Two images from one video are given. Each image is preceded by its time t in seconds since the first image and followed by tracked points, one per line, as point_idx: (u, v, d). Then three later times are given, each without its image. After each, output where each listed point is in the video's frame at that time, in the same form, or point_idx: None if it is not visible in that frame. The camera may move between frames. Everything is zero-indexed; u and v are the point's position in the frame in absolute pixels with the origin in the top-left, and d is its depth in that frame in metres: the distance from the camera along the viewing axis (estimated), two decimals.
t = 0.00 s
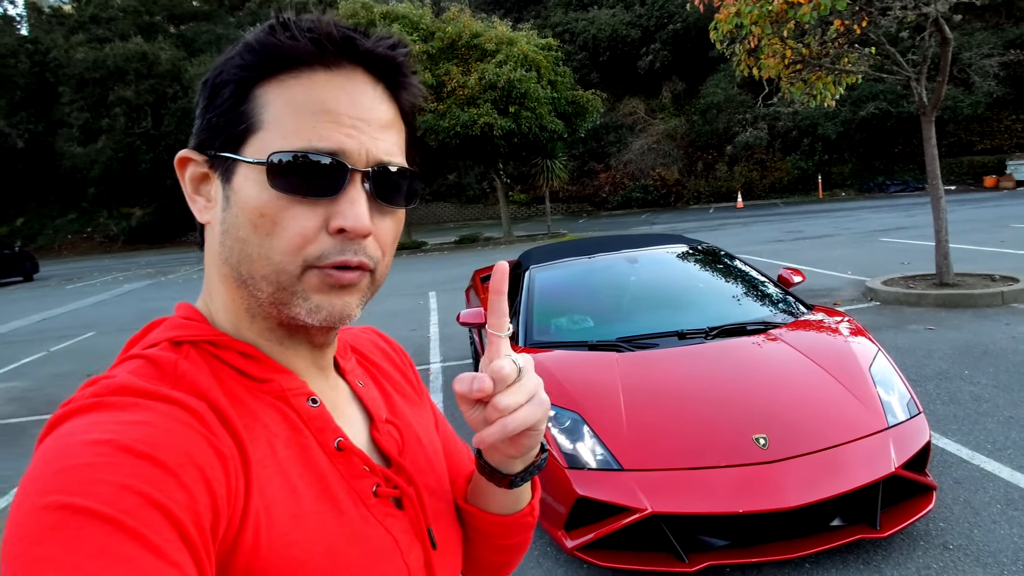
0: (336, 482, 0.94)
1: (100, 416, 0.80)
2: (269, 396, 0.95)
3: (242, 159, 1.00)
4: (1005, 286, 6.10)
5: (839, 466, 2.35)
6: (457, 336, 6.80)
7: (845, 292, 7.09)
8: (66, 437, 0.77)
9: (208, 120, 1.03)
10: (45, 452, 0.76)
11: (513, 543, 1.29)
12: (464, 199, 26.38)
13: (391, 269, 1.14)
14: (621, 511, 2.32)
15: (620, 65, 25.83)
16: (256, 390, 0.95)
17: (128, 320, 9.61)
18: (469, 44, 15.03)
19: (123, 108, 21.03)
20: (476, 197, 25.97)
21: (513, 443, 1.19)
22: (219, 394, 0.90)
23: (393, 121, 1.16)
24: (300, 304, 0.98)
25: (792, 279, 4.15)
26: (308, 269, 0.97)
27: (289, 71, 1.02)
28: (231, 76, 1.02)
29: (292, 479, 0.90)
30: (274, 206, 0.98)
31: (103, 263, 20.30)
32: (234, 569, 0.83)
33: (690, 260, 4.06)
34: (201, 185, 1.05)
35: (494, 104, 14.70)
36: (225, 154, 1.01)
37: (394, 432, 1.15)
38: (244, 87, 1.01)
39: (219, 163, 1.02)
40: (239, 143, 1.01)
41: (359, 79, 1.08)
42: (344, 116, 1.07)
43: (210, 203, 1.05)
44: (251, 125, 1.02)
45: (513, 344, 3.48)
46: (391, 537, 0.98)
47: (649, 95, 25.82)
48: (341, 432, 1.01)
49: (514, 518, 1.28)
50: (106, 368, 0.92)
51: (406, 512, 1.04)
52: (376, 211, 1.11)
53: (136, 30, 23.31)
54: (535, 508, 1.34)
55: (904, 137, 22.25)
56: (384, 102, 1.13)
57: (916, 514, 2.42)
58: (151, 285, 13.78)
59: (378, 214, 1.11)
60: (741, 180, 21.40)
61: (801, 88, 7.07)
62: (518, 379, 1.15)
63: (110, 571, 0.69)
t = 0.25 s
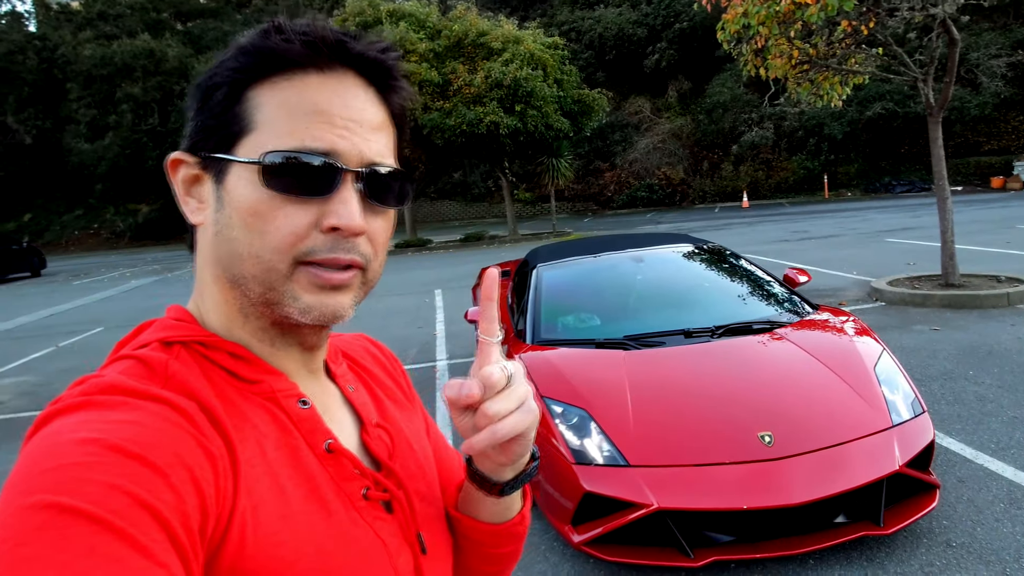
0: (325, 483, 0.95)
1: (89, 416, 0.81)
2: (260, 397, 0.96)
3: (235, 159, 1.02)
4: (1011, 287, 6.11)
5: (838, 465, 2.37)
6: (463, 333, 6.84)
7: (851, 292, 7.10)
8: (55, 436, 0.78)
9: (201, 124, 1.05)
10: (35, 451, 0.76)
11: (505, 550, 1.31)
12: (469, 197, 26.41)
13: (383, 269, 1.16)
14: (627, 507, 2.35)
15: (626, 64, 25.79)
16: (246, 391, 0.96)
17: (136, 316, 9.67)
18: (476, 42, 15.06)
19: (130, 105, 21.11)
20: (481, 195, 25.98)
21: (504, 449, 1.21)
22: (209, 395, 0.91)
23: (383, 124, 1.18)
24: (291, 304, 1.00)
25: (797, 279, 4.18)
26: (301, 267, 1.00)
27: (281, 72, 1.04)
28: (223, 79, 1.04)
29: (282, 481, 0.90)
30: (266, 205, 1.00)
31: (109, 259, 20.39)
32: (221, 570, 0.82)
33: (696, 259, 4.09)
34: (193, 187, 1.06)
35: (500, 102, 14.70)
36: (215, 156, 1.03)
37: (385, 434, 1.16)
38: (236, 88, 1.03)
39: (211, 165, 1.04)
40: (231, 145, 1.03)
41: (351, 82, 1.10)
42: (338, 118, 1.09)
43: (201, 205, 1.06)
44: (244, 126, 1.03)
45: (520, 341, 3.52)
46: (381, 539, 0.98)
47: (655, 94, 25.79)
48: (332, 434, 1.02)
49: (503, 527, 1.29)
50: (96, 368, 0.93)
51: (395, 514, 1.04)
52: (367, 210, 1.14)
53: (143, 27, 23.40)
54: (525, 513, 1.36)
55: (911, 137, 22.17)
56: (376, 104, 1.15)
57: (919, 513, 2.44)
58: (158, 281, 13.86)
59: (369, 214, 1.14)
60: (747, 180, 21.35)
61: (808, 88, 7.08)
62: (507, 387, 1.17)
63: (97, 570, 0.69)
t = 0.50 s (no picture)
0: (315, 483, 0.94)
1: (77, 414, 0.80)
2: (249, 397, 0.96)
3: (197, 151, 1.01)
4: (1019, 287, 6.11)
5: (842, 459, 2.40)
6: (470, 330, 6.88)
7: (858, 291, 7.11)
8: (42, 434, 0.77)
9: (161, 124, 1.04)
10: (22, 448, 0.76)
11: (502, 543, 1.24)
12: (475, 195, 26.45)
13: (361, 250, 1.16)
14: (635, 500, 2.38)
15: (632, 61, 25.78)
16: (234, 390, 0.96)
17: (145, 312, 9.75)
18: (483, 40, 15.11)
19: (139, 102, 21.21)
20: (487, 192, 26.00)
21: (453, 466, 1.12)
22: (199, 394, 0.91)
23: (342, 102, 1.17)
24: (270, 288, 1.00)
25: (805, 277, 4.20)
26: (272, 249, 0.99)
27: (231, 63, 1.03)
28: (176, 77, 1.02)
29: (271, 483, 0.89)
30: (229, 192, 0.99)
31: (118, 256, 20.50)
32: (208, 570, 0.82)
33: (703, 257, 4.12)
34: (163, 191, 1.05)
35: (507, 100, 14.74)
36: (181, 153, 1.02)
37: (373, 432, 1.16)
38: (191, 83, 1.03)
39: (175, 164, 1.03)
40: (192, 139, 1.02)
41: (301, 64, 1.08)
42: (293, 100, 1.08)
43: (173, 206, 1.05)
44: (202, 119, 1.02)
45: (529, 338, 3.55)
46: (369, 539, 0.97)
47: (661, 92, 25.77)
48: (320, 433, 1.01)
49: (488, 524, 1.21)
50: (84, 368, 0.93)
51: (385, 516, 1.03)
52: (335, 187, 1.12)
53: (152, 24, 23.53)
54: (517, 499, 1.27)
55: (918, 136, 22.08)
56: (331, 84, 1.14)
57: (924, 508, 2.47)
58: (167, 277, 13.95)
59: (337, 191, 1.13)
60: (753, 178, 21.31)
61: (816, 87, 7.08)
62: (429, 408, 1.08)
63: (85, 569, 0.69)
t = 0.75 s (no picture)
0: (316, 489, 0.94)
1: (79, 423, 0.80)
2: (249, 403, 0.96)
3: (200, 149, 1.00)
4: None
5: (854, 459, 2.40)
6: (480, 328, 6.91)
7: (868, 289, 7.09)
8: (44, 443, 0.77)
9: (162, 128, 1.03)
10: (24, 459, 0.76)
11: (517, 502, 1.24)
12: (483, 193, 26.47)
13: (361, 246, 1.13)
14: (648, 497, 2.40)
15: (641, 59, 25.70)
16: (235, 397, 0.95)
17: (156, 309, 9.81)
18: (491, 38, 15.14)
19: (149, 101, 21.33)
20: (495, 191, 26.00)
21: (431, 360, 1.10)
22: (200, 401, 0.90)
23: (339, 105, 1.18)
24: (274, 281, 0.97)
25: (815, 275, 4.20)
26: (277, 240, 0.97)
27: (234, 66, 1.04)
28: (178, 82, 1.04)
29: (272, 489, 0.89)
30: (233, 186, 0.98)
31: (128, 253, 20.62)
32: None
33: (713, 255, 4.12)
34: (164, 197, 1.04)
35: (515, 98, 14.76)
36: (183, 153, 1.01)
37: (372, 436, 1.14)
38: (193, 87, 1.03)
39: (178, 169, 1.02)
40: (194, 137, 1.01)
41: (298, 67, 1.09)
42: (291, 97, 1.08)
43: (172, 210, 1.03)
44: (204, 118, 1.02)
45: (540, 336, 3.57)
46: (371, 544, 0.96)
47: (669, 89, 25.71)
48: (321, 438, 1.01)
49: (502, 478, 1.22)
50: (84, 376, 0.92)
51: (384, 519, 1.03)
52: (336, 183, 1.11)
53: (162, 23, 23.67)
54: (524, 452, 1.28)
55: (929, 134, 21.96)
56: (328, 89, 1.15)
57: (936, 506, 2.48)
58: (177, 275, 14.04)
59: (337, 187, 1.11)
60: (762, 176, 21.21)
61: (826, 84, 7.06)
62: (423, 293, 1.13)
63: None
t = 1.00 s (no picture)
0: (316, 495, 0.94)
1: (77, 431, 0.81)
2: (248, 410, 0.96)
3: (208, 155, 1.01)
4: None
5: (863, 459, 2.40)
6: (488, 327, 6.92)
7: (878, 288, 7.06)
8: (41, 453, 0.78)
9: (170, 131, 1.04)
10: (22, 468, 0.76)
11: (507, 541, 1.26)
12: (490, 192, 26.47)
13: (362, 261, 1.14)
14: (658, 495, 2.41)
15: (648, 58, 25.64)
16: (234, 404, 0.95)
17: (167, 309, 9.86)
18: (498, 37, 15.13)
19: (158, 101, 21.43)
20: (502, 190, 25.99)
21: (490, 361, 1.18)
22: (199, 408, 0.91)
23: (348, 118, 1.19)
24: (274, 290, 0.98)
25: (826, 274, 4.19)
26: (281, 251, 0.98)
27: (247, 73, 1.04)
28: (189, 85, 1.04)
29: (272, 495, 0.90)
30: (239, 195, 0.99)
31: (137, 253, 20.71)
32: None
33: (723, 253, 4.12)
34: (166, 198, 1.05)
35: (522, 97, 14.77)
36: (189, 158, 1.02)
37: (370, 445, 1.14)
38: (203, 91, 1.04)
39: (183, 170, 1.02)
40: (203, 143, 1.02)
41: (312, 79, 1.10)
42: (304, 108, 1.10)
43: (176, 212, 1.04)
44: (214, 124, 1.03)
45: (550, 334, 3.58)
46: (371, 552, 0.97)
47: (677, 88, 25.63)
48: (321, 445, 1.01)
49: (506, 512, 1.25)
50: (84, 384, 0.93)
51: (386, 527, 1.04)
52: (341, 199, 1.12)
53: (170, 24, 23.79)
54: (528, 492, 1.30)
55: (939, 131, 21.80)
56: (339, 102, 1.17)
57: (948, 505, 2.47)
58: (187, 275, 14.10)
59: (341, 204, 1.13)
60: (770, 174, 21.09)
61: (836, 82, 7.03)
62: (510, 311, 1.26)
63: None
